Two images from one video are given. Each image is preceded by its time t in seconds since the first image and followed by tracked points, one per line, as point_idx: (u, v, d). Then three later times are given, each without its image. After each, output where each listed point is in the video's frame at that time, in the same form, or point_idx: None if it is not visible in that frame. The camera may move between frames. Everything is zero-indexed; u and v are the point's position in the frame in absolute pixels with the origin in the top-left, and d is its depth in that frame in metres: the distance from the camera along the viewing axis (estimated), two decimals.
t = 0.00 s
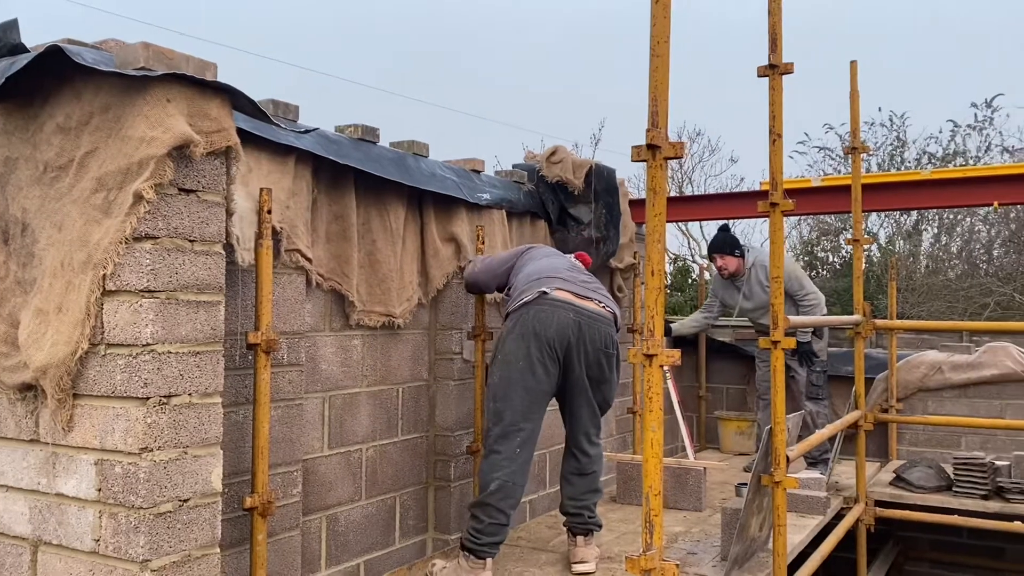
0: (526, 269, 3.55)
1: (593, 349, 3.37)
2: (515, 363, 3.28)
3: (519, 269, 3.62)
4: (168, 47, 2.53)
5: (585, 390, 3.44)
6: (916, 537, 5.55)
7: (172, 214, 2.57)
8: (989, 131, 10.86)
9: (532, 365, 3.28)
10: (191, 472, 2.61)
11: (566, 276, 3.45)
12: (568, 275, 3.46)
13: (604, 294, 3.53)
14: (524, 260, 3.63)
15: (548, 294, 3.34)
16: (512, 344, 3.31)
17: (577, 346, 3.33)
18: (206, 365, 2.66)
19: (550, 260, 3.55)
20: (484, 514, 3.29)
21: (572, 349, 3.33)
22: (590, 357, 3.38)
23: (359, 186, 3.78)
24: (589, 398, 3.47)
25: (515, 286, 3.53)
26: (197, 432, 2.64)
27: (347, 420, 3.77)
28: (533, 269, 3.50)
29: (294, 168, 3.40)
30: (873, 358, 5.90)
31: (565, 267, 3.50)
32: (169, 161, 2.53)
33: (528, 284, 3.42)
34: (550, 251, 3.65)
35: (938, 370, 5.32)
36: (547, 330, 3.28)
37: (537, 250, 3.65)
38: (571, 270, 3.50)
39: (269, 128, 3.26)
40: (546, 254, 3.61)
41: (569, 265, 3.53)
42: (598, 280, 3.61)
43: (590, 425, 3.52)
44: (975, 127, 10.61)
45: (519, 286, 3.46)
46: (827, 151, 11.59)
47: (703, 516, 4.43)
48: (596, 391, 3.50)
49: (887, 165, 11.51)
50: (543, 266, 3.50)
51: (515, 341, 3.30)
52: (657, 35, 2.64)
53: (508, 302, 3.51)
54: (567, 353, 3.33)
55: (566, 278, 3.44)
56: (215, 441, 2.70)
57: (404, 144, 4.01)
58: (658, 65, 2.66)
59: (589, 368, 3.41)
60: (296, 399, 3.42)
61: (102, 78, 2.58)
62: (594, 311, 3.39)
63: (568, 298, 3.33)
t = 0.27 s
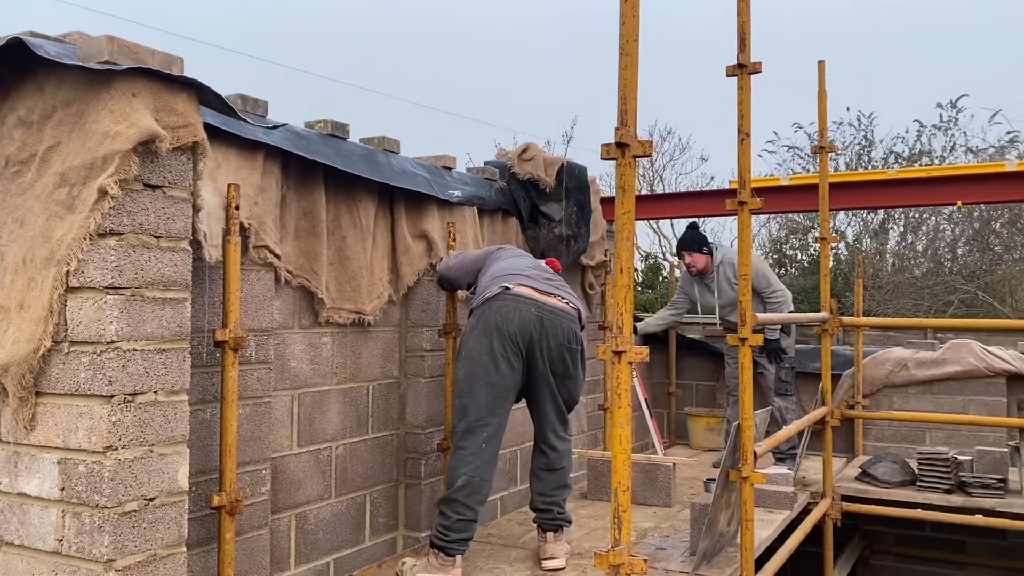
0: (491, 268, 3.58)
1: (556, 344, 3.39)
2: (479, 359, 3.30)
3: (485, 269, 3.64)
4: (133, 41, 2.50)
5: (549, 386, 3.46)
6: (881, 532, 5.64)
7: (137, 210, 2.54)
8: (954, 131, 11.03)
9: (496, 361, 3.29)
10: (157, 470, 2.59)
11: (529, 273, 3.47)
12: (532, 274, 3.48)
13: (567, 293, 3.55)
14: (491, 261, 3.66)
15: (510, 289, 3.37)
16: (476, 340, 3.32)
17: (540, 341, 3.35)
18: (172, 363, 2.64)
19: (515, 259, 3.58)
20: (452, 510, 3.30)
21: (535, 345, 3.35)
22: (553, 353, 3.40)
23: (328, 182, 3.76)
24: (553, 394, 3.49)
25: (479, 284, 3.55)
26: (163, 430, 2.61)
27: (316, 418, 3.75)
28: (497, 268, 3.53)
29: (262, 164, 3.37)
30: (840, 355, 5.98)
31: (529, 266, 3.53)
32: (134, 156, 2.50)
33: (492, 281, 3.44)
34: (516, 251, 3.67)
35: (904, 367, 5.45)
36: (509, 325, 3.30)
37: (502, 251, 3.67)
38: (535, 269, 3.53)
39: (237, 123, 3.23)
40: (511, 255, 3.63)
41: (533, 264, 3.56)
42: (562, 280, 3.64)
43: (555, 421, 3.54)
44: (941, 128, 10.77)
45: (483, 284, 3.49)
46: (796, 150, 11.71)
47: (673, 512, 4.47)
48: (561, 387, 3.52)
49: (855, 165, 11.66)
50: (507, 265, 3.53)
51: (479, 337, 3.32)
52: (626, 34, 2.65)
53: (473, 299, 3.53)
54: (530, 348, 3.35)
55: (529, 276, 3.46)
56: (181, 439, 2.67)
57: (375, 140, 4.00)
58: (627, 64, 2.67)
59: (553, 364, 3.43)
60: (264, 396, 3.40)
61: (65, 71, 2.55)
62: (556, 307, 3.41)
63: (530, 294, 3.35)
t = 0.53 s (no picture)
0: (458, 266, 3.59)
1: (522, 341, 3.40)
2: (445, 355, 3.31)
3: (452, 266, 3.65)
4: (97, 34, 2.45)
5: (516, 383, 3.47)
6: (847, 526, 5.72)
7: (101, 206, 2.51)
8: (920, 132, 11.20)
9: (461, 357, 3.30)
10: (121, 469, 2.56)
11: (496, 271, 3.48)
12: (498, 272, 3.49)
13: (534, 291, 3.56)
14: (458, 258, 3.66)
15: (475, 286, 3.38)
16: (441, 336, 3.33)
17: (506, 337, 3.36)
18: (137, 361, 2.61)
19: (482, 257, 3.58)
20: (420, 508, 3.30)
21: (500, 341, 3.36)
22: (519, 349, 3.41)
23: (297, 178, 3.74)
24: (520, 390, 3.50)
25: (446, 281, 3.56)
26: (127, 429, 2.58)
27: (285, 416, 3.73)
28: (464, 265, 3.54)
29: (230, 160, 3.34)
30: (807, 352, 6.06)
31: (496, 263, 3.54)
32: (98, 152, 2.47)
33: (458, 278, 3.45)
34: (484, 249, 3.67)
35: (870, 364, 5.51)
36: (475, 322, 3.31)
37: (469, 248, 3.68)
38: (501, 266, 3.54)
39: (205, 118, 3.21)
40: (478, 253, 3.64)
41: (500, 262, 3.57)
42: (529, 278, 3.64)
43: (522, 417, 3.55)
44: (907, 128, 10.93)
45: (449, 281, 3.49)
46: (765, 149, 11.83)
47: (642, 508, 4.50)
48: (528, 383, 3.53)
49: (823, 164, 11.80)
50: (474, 262, 3.53)
51: (444, 334, 3.32)
52: (595, 33, 2.65)
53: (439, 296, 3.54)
54: (496, 345, 3.36)
55: (495, 273, 3.47)
56: (147, 438, 2.64)
57: (344, 137, 3.97)
58: (596, 63, 2.68)
59: (519, 360, 3.44)
60: (232, 395, 3.37)
61: (27, 65, 2.51)
62: (522, 304, 3.42)
63: (496, 291, 3.36)
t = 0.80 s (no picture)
0: (425, 263, 3.59)
1: (489, 338, 3.40)
2: (413, 353, 3.31)
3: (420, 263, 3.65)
4: (60, 29, 2.43)
5: (484, 380, 3.48)
6: (814, 521, 5.80)
7: (65, 202, 2.48)
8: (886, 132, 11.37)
9: (429, 355, 3.30)
10: (85, 469, 2.53)
11: (463, 268, 3.49)
12: (465, 268, 3.50)
13: (501, 288, 3.57)
14: (426, 255, 3.66)
15: (442, 284, 3.38)
16: (409, 334, 3.33)
17: (473, 334, 3.37)
18: (102, 359, 2.58)
19: (449, 254, 3.59)
20: (389, 506, 3.29)
21: (468, 338, 3.36)
22: (487, 347, 3.42)
23: (266, 175, 3.72)
24: (489, 388, 3.50)
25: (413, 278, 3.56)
26: (92, 428, 2.55)
27: (254, 415, 3.71)
28: (431, 262, 3.54)
29: (197, 157, 3.31)
30: (775, 350, 6.13)
31: (463, 260, 3.54)
32: (61, 148, 2.44)
33: (425, 276, 3.45)
34: (452, 246, 3.67)
35: (836, 361, 5.60)
36: (442, 319, 3.31)
37: (437, 245, 3.68)
38: (468, 263, 3.54)
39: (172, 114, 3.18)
40: (446, 250, 3.64)
41: (467, 259, 3.57)
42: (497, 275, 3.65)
43: (491, 415, 3.56)
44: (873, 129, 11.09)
45: (416, 278, 3.50)
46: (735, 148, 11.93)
47: (612, 504, 4.53)
48: (496, 381, 3.53)
49: (791, 164, 11.93)
50: (441, 260, 3.53)
51: (411, 332, 3.33)
52: (564, 32, 2.64)
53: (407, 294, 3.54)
54: (463, 342, 3.37)
55: (462, 270, 3.47)
56: (111, 437, 2.61)
57: (314, 134, 3.95)
58: (565, 62, 2.66)
59: (487, 358, 3.44)
60: (200, 393, 3.34)
61: None
62: (488, 301, 3.43)
63: (462, 288, 3.37)
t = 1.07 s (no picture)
0: (393, 259, 3.58)
1: (456, 334, 3.41)
2: (380, 350, 3.30)
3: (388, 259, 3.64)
4: (19, 20, 2.40)
5: (452, 377, 3.48)
6: (781, 517, 5.86)
7: (25, 197, 2.44)
8: (852, 133, 11.53)
9: (396, 351, 3.30)
10: (46, 468, 2.49)
11: (430, 264, 3.48)
12: (432, 264, 3.49)
13: (469, 284, 3.58)
14: (394, 251, 3.65)
15: (409, 280, 3.37)
16: (376, 331, 3.32)
17: (440, 331, 3.37)
18: (64, 356, 2.54)
19: (417, 251, 3.58)
20: (358, 504, 3.28)
21: (435, 335, 3.36)
22: (454, 343, 3.42)
23: (234, 170, 3.68)
24: (457, 384, 3.50)
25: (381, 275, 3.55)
26: (53, 426, 2.51)
27: (221, 413, 3.67)
28: (399, 259, 3.53)
29: (163, 152, 3.28)
30: (743, 347, 6.19)
31: (430, 256, 3.54)
32: (22, 141, 2.39)
33: (393, 272, 3.44)
34: (421, 242, 3.66)
35: (803, 357, 5.67)
36: (409, 316, 3.31)
37: (405, 241, 3.67)
38: (436, 260, 3.54)
39: (138, 108, 3.14)
40: (414, 245, 3.63)
41: (435, 255, 3.56)
42: (465, 271, 3.65)
43: (459, 411, 3.56)
44: (840, 129, 11.24)
45: (383, 275, 3.48)
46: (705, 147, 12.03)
47: (582, 501, 4.55)
48: (465, 377, 3.53)
49: (760, 163, 12.06)
50: (408, 256, 3.53)
51: (378, 329, 3.32)
52: (533, 30, 2.65)
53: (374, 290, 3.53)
54: (430, 338, 3.37)
55: (430, 266, 3.47)
56: (74, 435, 2.58)
57: (283, 129, 3.93)
58: (535, 59, 2.66)
59: (454, 354, 3.44)
60: (166, 391, 3.30)
61: None
62: (456, 297, 3.43)
63: (429, 284, 3.37)
